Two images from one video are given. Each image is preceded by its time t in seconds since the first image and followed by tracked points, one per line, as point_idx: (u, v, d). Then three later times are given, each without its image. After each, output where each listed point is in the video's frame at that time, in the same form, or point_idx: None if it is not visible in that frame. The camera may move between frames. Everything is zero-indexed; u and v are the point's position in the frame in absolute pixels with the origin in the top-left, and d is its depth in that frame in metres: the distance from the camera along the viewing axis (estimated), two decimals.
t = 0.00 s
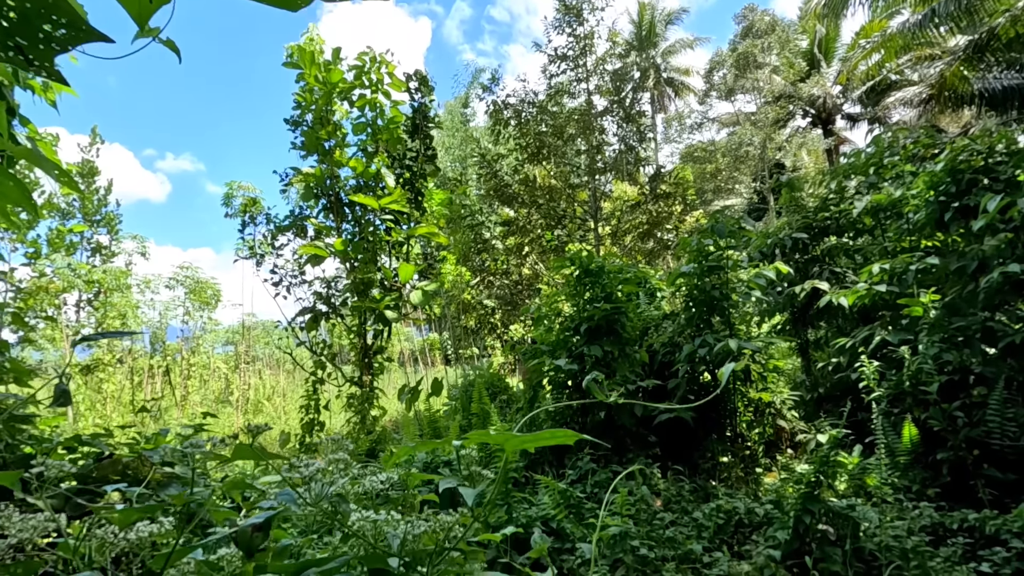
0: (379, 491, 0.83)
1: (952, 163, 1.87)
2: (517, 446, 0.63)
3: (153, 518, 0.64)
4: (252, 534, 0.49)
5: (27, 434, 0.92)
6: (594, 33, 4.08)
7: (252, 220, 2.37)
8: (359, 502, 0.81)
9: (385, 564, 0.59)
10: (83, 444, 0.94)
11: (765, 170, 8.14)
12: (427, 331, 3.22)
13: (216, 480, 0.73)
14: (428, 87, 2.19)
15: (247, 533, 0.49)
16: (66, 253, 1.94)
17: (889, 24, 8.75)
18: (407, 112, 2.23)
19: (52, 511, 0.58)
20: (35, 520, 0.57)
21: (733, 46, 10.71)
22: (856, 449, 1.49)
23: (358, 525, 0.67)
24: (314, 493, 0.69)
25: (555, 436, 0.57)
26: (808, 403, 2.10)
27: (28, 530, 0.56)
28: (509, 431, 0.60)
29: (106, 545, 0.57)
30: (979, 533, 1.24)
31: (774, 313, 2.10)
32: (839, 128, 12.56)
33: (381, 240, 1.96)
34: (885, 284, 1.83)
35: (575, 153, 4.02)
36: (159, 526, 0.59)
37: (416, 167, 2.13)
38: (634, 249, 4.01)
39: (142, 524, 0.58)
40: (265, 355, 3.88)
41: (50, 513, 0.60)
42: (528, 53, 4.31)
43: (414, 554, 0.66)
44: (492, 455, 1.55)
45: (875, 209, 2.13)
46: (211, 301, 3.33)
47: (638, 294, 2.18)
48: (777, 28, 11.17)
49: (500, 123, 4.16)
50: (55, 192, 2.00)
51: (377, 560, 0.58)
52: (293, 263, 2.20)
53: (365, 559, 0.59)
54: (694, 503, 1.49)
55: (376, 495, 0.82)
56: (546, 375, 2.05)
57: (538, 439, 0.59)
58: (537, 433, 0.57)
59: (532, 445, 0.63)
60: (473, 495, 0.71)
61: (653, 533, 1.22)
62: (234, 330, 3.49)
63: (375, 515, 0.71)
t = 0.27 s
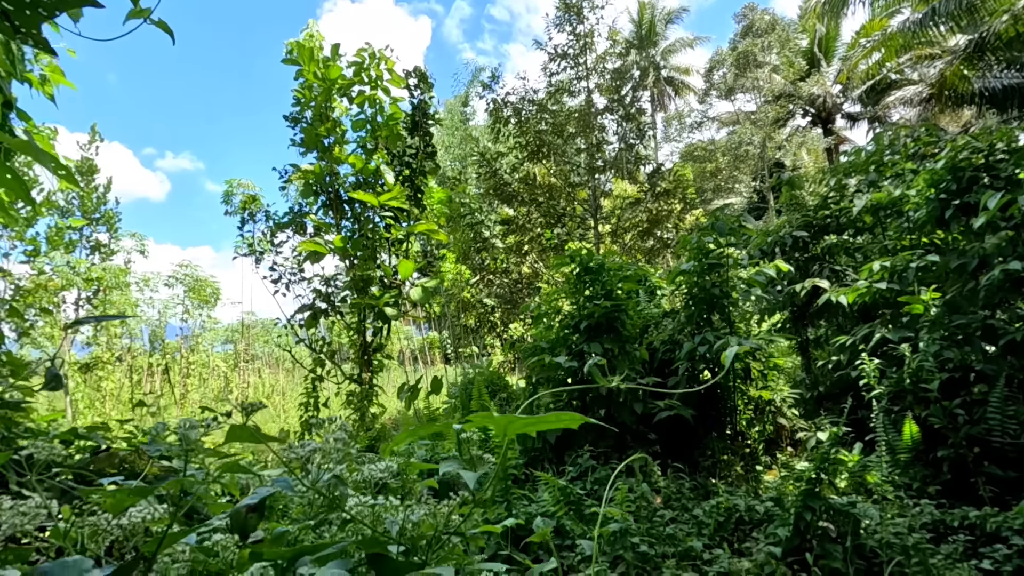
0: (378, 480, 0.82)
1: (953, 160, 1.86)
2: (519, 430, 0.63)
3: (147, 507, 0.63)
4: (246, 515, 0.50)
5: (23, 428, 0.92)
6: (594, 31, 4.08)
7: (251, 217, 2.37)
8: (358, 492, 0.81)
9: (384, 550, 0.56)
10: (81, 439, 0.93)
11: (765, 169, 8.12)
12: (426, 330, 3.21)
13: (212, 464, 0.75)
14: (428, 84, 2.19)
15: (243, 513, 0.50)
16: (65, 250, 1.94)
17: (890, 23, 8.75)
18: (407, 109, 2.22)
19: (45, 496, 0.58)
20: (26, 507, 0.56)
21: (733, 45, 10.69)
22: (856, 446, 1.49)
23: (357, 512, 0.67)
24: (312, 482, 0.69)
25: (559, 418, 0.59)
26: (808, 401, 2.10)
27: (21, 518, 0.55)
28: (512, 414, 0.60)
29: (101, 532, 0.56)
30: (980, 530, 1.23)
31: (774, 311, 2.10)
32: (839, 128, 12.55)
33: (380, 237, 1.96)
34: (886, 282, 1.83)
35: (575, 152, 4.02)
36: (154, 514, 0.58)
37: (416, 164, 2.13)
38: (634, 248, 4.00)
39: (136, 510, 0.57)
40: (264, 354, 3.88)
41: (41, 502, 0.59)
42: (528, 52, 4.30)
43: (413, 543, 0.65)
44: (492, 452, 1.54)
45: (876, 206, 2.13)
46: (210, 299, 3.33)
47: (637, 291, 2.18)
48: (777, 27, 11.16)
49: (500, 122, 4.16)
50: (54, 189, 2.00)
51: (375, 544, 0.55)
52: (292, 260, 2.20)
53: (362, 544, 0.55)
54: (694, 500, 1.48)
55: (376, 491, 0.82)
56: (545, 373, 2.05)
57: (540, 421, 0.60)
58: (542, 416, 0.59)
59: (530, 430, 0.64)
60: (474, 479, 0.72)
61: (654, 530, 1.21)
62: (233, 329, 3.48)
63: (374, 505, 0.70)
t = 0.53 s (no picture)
0: (380, 475, 0.82)
1: (953, 162, 1.86)
2: (524, 424, 0.63)
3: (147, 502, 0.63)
4: (253, 505, 0.49)
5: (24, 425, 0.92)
6: (595, 32, 4.08)
7: (251, 216, 2.36)
8: (359, 489, 0.81)
9: (387, 543, 0.56)
10: (81, 437, 0.93)
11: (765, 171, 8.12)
12: (426, 330, 3.20)
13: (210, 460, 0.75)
14: (428, 83, 2.19)
15: (249, 504, 0.49)
16: (65, 249, 1.95)
17: (890, 26, 8.76)
18: (407, 109, 2.22)
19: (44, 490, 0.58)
20: (26, 500, 0.55)
21: (733, 46, 10.70)
22: (856, 447, 1.49)
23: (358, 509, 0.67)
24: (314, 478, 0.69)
25: (564, 412, 0.58)
26: (808, 402, 2.10)
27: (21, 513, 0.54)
28: (516, 407, 0.60)
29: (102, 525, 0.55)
30: (979, 532, 1.24)
31: (774, 312, 2.10)
32: (839, 129, 12.56)
33: (380, 237, 1.96)
34: (886, 284, 1.83)
35: (575, 152, 4.03)
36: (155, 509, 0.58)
37: (416, 163, 2.13)
38: (633, 248, 4.00)
39: (138, 504, 0.57)
40: (263, 354, 3.88)
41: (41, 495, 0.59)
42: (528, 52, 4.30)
43: (415, 539, 0.65)
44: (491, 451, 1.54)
45: (876, 208, 2.13)
46: (209, 298, 3.32)
47: (637, 292, 2.18)
48: (778, 28, 11.16)
49: (500, 122, 4.15)
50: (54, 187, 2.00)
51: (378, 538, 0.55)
52: (292, 260, 2.20)
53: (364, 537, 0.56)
54: (693, 500, 1.48)
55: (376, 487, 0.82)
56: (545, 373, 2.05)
57: (545, 415, 0.60)
58: (546, 409, 0.58)
59: (533, 425, 0.64)
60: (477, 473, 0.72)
61: (653, 530, 1.22)
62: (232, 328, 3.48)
63: (376, 499, 0.71)
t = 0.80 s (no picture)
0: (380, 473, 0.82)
1: (953, 164, 1.87)
2: (530, 420, 0.62)
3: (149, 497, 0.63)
4: (260, 494, 0.48)
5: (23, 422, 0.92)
6: (596, 31, 4.08)
7: (251, 214, 2.36)
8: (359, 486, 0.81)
9: (390, 537, 0.55)
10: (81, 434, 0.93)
11: (765, 172, 8.11)
12: (426, 329, 3.20)
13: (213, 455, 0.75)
14: (428, 82, 2.20)
15: (256, 492, 0.48)
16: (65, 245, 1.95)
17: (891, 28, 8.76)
18: (408, 107, 2.22)
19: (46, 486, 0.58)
20: (28, 494, 0.56)
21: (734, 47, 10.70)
22: (854, 449, 1.49)
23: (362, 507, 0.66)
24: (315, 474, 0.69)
25: (568, 407, 0.58)
26: (806, 403, 2.10)
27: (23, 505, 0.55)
28: (520, 403, 0.60)
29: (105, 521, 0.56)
30: (977, 533, 1.24)
31: (773, 313, 2.10)
32: (840, 131, 12.56)
33: (380, 235, 1.96)
34: (885, 285, 1.84)
35: (575, 152, 4.03)
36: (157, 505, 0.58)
37: (416, 162, 2.13)
38: (633, 249, 4.01)
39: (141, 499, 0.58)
40: (262, 352, 3.87)
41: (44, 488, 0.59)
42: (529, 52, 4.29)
43: (417, 534, 0.65)
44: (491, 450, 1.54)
45: (876, 210, 2.13)
46: (209, 296, 3.31)
47: (637, 292, 2.18)
48: (779, 30, 11.16)
49: (501, 121, 4.15)
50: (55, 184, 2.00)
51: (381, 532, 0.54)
52: (292, 258, 2.20)
53: (367, 531, 0.54)
54: (691, 501, 1.49)
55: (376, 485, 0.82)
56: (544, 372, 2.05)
57: (550, 410, 0.59)
58: (551, 403, 0.57)
59: (537, 422, 0.63)
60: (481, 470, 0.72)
61: (652, 530, 1.22)
62: (231, 326, 3.48)
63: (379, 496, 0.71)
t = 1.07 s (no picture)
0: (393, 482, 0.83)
1: (958, 166, 1.86)
2: (545, 441, 0.63)
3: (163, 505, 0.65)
4: (286, 519, 0.52)
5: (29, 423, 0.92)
6: (599, 31, 4.08)
7: (254, 213, 2.37)
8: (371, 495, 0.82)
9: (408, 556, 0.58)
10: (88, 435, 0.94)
11: (768, 171, 8.09)
12: (428, 328, 3.21)
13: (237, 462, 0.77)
14: (433, 82, 2.19)
15: (281, 518, 0.52)
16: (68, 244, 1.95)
17: (895, 27, 8.73)
18: (411, 107, 2.23)
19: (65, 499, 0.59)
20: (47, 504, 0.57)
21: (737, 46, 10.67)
22: (857, 451, 1.49)
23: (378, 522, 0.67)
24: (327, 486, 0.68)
25: (586, 431, 0.59)
26: (809, 405, 2.08)
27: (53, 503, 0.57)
28: (538, 425, 0.60)
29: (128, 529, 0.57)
30: (980, 537, 1.24)
31: (776, 314, 2.10)
32: (843, 131, 12.52)
33: (383, 235, 1.96)
34: (889, 287, 1.83)
35: (578, 152, 4.03)
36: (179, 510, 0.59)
37: (420, 162, 2.13)
38: (636, 248, 4.01)
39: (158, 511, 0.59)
40: (265, 351, 3.88)
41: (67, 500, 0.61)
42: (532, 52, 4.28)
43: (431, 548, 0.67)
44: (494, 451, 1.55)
45: (880, 211, 2.12)
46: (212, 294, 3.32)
47: (640, 293, 2.17)
48: (783, 28, 11.13)
49: (504, 121, 4.15)
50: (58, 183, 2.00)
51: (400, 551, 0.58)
52: (295, 257, 2.21)
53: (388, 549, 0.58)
54: (694, 502, 1.49)
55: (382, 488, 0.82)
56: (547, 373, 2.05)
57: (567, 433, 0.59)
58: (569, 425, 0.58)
59: (554, 443, 0.64)
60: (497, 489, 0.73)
61: (655, 532, 1.22)
62: (234, 324, 3.48)
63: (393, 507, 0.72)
